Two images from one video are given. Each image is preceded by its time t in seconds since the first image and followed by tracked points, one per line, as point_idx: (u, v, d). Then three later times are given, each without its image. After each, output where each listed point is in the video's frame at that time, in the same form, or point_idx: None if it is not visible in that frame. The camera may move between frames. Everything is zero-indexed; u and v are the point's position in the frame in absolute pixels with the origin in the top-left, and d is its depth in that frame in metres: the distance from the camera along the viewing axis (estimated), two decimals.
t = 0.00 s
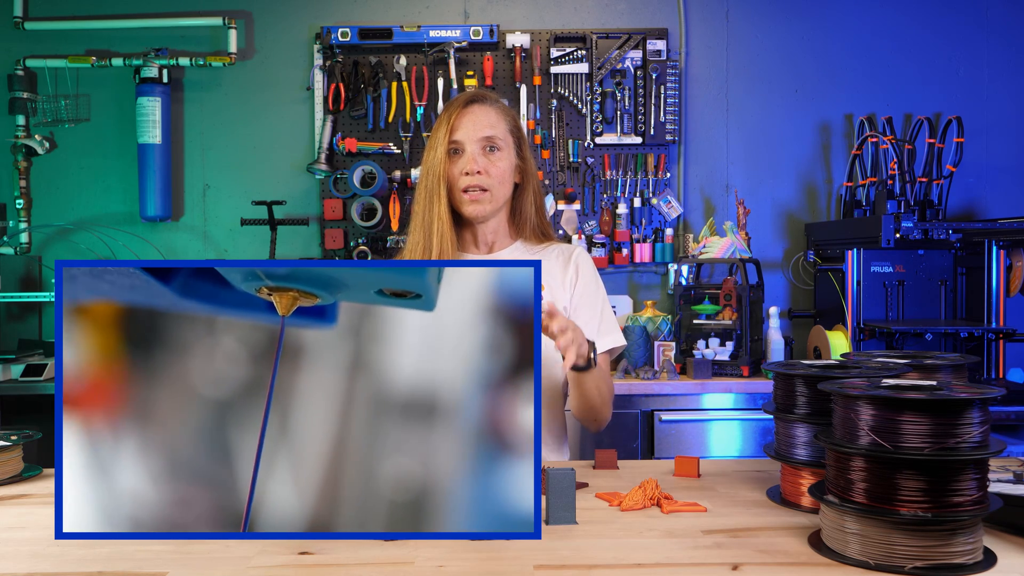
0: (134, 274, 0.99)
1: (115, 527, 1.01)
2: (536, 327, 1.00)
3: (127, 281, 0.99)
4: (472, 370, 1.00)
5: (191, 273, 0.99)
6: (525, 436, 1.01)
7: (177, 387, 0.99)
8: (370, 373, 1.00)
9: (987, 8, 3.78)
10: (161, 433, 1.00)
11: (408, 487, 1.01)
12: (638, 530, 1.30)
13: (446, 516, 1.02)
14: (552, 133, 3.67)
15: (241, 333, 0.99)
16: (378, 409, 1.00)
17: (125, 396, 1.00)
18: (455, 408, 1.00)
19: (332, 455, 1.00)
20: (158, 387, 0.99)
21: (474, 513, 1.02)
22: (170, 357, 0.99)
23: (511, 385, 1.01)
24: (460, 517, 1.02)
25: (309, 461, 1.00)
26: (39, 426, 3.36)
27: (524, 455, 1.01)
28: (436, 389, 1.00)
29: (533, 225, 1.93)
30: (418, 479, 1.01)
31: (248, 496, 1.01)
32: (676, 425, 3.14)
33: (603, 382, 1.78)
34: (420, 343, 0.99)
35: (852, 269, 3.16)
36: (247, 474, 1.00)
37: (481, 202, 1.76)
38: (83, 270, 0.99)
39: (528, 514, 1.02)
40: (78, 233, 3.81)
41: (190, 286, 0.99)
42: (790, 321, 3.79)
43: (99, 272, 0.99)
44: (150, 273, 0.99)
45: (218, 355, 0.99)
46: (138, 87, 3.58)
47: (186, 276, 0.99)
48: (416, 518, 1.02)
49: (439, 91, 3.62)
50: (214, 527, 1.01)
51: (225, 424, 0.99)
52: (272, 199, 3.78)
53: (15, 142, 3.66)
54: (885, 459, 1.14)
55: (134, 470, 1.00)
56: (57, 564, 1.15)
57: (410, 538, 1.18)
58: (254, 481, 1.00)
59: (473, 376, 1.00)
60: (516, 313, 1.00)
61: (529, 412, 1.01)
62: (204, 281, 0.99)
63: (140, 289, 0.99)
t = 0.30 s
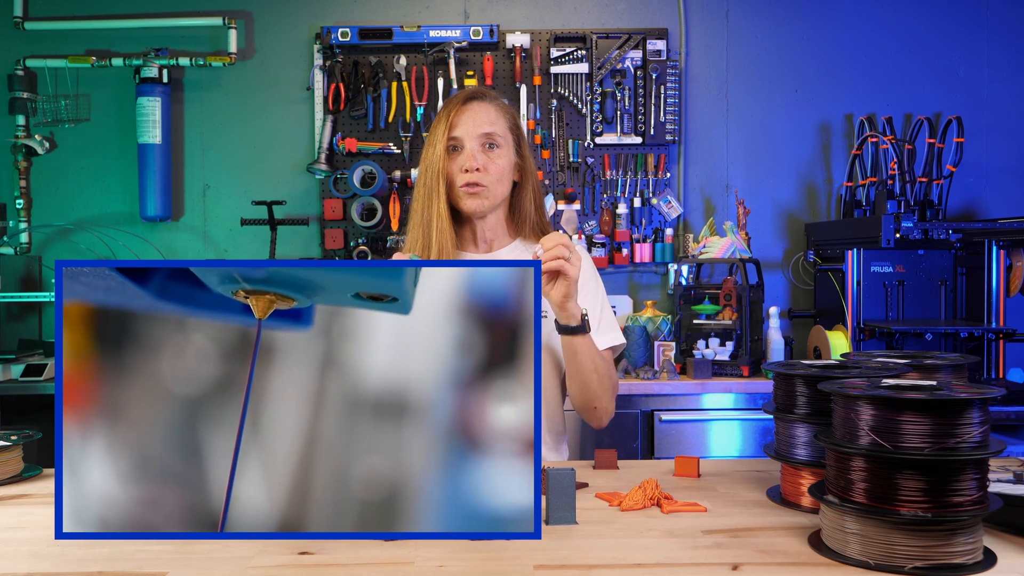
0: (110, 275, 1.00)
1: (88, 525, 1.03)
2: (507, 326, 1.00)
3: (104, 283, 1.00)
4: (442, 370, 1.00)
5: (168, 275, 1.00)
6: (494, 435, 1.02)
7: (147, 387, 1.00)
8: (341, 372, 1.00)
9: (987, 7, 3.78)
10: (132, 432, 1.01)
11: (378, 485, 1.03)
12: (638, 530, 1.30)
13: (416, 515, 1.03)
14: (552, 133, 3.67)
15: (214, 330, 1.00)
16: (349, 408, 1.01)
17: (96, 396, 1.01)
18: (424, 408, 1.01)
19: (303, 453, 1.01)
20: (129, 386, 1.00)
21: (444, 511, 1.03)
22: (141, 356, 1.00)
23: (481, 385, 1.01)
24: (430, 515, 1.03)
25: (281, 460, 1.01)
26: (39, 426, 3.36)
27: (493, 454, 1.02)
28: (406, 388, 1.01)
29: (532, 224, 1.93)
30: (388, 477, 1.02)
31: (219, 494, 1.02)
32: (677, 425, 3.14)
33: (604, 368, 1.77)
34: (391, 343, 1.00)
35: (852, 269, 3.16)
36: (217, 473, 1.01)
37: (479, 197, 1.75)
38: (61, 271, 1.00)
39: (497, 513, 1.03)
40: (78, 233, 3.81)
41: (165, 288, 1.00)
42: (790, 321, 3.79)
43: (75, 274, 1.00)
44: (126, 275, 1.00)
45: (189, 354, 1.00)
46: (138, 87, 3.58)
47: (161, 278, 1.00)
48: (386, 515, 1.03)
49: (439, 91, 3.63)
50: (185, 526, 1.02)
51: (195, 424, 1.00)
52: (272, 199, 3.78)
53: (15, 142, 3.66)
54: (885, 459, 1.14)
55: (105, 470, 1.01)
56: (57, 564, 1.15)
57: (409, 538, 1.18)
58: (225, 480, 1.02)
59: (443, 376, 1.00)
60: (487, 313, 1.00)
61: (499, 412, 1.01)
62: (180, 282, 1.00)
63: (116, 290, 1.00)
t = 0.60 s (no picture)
0: (110, 283, 1.00)
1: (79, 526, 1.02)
2: (494, 327, 1.01)
3: (105, 288, 1.00)
4: (429, 370, 1.01)
5: (167, 280, 1.00)
6: (482, 437, 1.02)
7: (136, 387, 1.01)
8: (328, 374, 1.00)
9: (987, 7, 3.78)
10: (121, 433, 1.01)
11: (367, 485, 1.03)
12: (638, 530, 1.30)
13: (403, 516, 1.03)
14: (552, 133, 3.67)
15: (197, 332, 1.00)
16: (337, 409, 1.01)
17: (89, 397, 1.01)
18: (412, 408, 1.01)
19: (291, 454, 1.01)
20: (118, 387, 1.01)
21: (432, 512, 1.03)
22: (129, 357, 1.01)
23: (469, 386, 1.01)
24: (418, 516, 1.03)
25: (268, 461, 1.01)
26: (39, 426, 3.36)
27: (481, 455, 1.02)
28: (393, 389, 1.01)
29: (532, 223, 1.93)
30: (375, 478, 1.03)
31: (208, 495, 1.02)
32: (676, 425, 3.14)
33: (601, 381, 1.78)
34: (377, 344, 1.00)
35: (852, 269, 3.16)
36: (205, 473, 1.01)
37: (480, 194, 1.75)
38: (61, 275, 1.00)
39: (486, 513, 1.03)
40: (78, 233, 3.81)
41: (164, 294, 1.00)
42: (790, 321, 3.79)
43: (74, 279, 1.01)
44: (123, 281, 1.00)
45: (175, 354, 1.00)
46: (138, 87, 3.58)
47: (159, 283, 1.00)
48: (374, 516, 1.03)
49: (439, 91, 3.63)
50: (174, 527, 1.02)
51: (183, 424, 1.01)
52: (272, 199, 3.78)
53: (15, 142, 3.66)
54: (885, 459, 1.14)
55: (93, 470, 1.01)
56: (57, 565, 1.15)
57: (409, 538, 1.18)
58: (212, 481, 1.02)
59: (430, 376, 1.01)
60: (474, 314, 1.01)
61: (487, 413, 1.02)
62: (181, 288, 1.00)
63: (115, 296, 1.00)
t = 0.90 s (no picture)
0: (109, 296, 1.00)
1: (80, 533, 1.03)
2: (493, 333, 1.01)
3: (105, 301, 1.00)
4: (428, 375, 1.01)
5: (166, 293, 1.00)
6: (481, 442, 1.02)
7: (133, 394, 1.01)
8: (327, 379, 1.01)
9: (987, 7, 3.78)
10: (119, 440, 1.01)
11: (365, 490, 1.03)
12: (638, 530, 1.30)
13: (402, 520, 1.03)
14: (552, 133, 3.67)
15: (194, 340, 1.00)
16: (336, 414, 1.01)
17: (89, 405, 1.01)
18: (410, 414, 1.02)
19: (290, 460, 1.02)
20: (115, 395, 1.01)
21: (432, 517, 1.03)
22: (127, 364, 1.01)
23: (467, 391, 1.02)
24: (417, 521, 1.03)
25: (267, 467, 1.01)
26: (39, 426, 3.36)
27: (480, 461, 1.02)
28: (392, 395, 1.01)
29: (534, 218, 1.93)
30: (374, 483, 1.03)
31: (206, 501, 1.02)
32: (676, 425, 3.14)
33: (601, 369, 1.75)
34: (376, 350, 1.00)
35: (852, 269, 3.15)
36: (202, 480, 1.01)
37: (484, 189, 1.76)
38: (60, 286, 1.01)
39: (485, 519, 1.03)
40: (78, 233, 3.81)
41: (163, 306, 1.00)
42: (790, 321, 3.79)
43: (73, 293, 1.01)
44: (123, 294, 1.00)
45: (172, 360, 1.00)
46: (138, 87, 3.58)
47: (158, 294, 1.00)
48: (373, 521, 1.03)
49: (439, 91, 3.63)
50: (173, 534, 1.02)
51: (182, 431, 1.01)
52: (272, 199, 3.78)
53: (15, 142, 3.66)
54: (885, 459, 1.14)
55: (91, 478, 1.01)
56: (57, 564, 1.15)
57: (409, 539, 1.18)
58: (210, 487, 1.02)
59: (429, 381, 1.01)
60: (472, 321, 1.01)
61: (486, 418, 1.02)
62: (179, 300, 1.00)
63: (113, 308, 1.00)
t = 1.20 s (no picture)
0: (109, 308, 1.00)
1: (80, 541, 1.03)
2: (492, 343, 1.01)
3: (105, 312, 1.00)
4: (427, 386, 1.01)
5: (166, 304, 1.00)
6: (481, 452, 1.02)
7: (133, 405, 1.01)
8: (326, 390, 1.01)
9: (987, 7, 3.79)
10: (120, 450, 1.01)
11: (365, 501, 1.03)
12: (638, 530, 1.30)
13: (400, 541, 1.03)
14: (552, 133, 3.67)
15: (195, 351, 1.00)
16: (335, 425, 1.02)
17: (89, 415, 1.01)
18: (410, 424, 1.02)
19: (290, 471, 1.02)
20: (115, 405, 1.01)
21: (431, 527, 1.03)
22: (127, 375, 1.01)
23: (466, 401, 1.02)
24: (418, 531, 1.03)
25: (266, 477, 1.02)
26: (39, 426, 3.36)
27: (479, 470, 1.02)
28: (391, 405, 1.01)
29: (535, 215, 1.93)
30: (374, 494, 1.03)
31: (205, 511, 1.02)
32: (676, 425, 3.14)
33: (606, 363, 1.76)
34: (375, 360, 1.01)
35: (852, 269, 3.15)
36: (203, 490, 1.02)
37: (484, 189, 1.76)
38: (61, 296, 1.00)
39: (484, 528, 1.03)
40: (78, 233, 3.81)
41: (164, 317, 1.00)
42: (790, 321, 3.79)
43: (74, 305, 1.01)
44: (123, 304, 1.00)
45: (172, 372, 1.00)
46: (138, 87, 3.58)
47: (158, 305, 1.00)
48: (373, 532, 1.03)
49: (439, 91, 3.63)
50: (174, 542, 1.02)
51: (182, 441, 1.01)
52: (272, 199, 3.78)
53: (15, 142, 3.66)
54: (885, 459, 1.14)
55: (92, 488, 1.01)
56: (57, 564, 1.15)
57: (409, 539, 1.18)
58: (211, 497, 1.02)
59: (428, 392, 1.01)
60: (471, 331, 1.01)
61: (485, 428, 1.02)
62: (180, 312, 1.00)
63: (114, 319, 1.00)
